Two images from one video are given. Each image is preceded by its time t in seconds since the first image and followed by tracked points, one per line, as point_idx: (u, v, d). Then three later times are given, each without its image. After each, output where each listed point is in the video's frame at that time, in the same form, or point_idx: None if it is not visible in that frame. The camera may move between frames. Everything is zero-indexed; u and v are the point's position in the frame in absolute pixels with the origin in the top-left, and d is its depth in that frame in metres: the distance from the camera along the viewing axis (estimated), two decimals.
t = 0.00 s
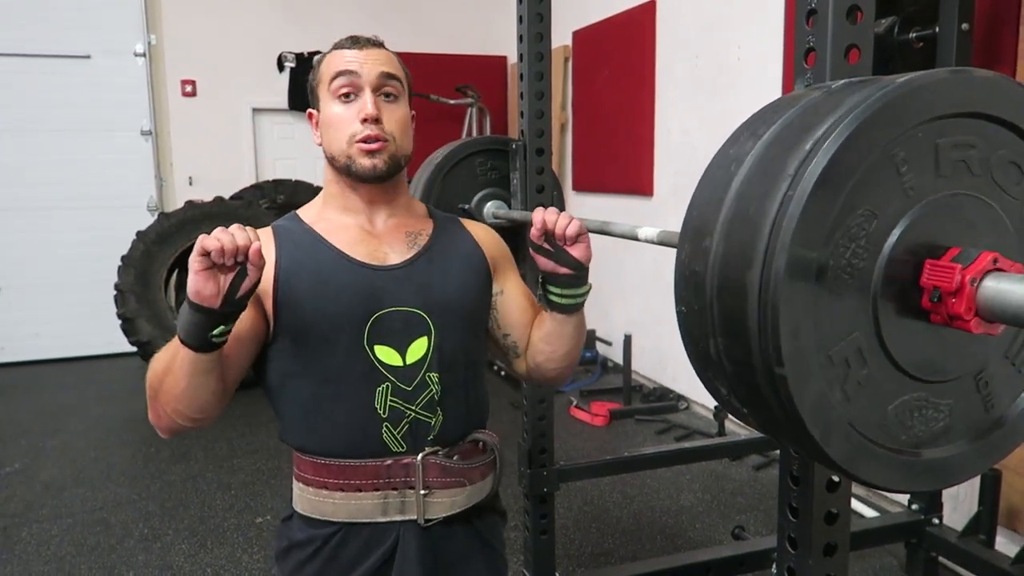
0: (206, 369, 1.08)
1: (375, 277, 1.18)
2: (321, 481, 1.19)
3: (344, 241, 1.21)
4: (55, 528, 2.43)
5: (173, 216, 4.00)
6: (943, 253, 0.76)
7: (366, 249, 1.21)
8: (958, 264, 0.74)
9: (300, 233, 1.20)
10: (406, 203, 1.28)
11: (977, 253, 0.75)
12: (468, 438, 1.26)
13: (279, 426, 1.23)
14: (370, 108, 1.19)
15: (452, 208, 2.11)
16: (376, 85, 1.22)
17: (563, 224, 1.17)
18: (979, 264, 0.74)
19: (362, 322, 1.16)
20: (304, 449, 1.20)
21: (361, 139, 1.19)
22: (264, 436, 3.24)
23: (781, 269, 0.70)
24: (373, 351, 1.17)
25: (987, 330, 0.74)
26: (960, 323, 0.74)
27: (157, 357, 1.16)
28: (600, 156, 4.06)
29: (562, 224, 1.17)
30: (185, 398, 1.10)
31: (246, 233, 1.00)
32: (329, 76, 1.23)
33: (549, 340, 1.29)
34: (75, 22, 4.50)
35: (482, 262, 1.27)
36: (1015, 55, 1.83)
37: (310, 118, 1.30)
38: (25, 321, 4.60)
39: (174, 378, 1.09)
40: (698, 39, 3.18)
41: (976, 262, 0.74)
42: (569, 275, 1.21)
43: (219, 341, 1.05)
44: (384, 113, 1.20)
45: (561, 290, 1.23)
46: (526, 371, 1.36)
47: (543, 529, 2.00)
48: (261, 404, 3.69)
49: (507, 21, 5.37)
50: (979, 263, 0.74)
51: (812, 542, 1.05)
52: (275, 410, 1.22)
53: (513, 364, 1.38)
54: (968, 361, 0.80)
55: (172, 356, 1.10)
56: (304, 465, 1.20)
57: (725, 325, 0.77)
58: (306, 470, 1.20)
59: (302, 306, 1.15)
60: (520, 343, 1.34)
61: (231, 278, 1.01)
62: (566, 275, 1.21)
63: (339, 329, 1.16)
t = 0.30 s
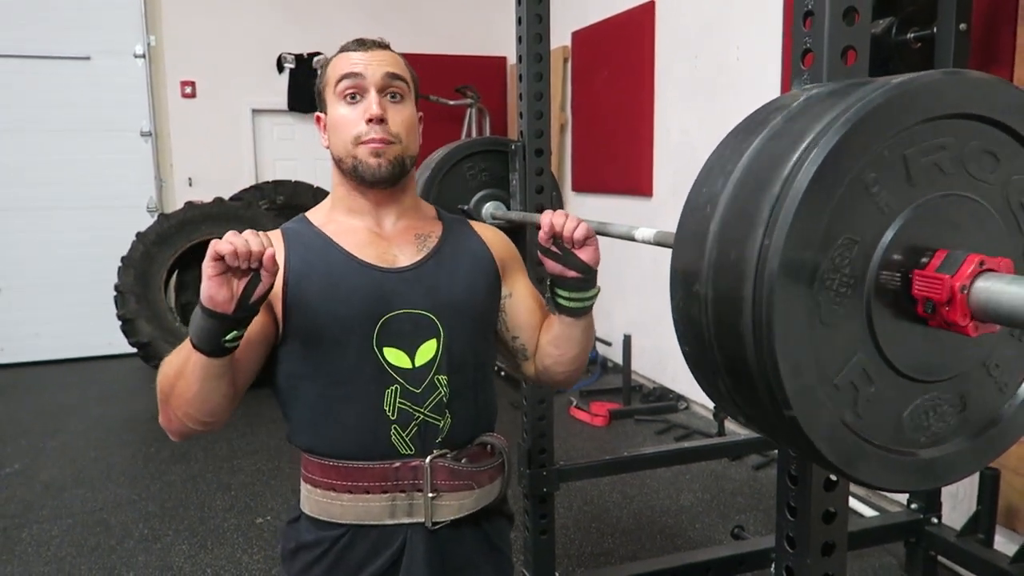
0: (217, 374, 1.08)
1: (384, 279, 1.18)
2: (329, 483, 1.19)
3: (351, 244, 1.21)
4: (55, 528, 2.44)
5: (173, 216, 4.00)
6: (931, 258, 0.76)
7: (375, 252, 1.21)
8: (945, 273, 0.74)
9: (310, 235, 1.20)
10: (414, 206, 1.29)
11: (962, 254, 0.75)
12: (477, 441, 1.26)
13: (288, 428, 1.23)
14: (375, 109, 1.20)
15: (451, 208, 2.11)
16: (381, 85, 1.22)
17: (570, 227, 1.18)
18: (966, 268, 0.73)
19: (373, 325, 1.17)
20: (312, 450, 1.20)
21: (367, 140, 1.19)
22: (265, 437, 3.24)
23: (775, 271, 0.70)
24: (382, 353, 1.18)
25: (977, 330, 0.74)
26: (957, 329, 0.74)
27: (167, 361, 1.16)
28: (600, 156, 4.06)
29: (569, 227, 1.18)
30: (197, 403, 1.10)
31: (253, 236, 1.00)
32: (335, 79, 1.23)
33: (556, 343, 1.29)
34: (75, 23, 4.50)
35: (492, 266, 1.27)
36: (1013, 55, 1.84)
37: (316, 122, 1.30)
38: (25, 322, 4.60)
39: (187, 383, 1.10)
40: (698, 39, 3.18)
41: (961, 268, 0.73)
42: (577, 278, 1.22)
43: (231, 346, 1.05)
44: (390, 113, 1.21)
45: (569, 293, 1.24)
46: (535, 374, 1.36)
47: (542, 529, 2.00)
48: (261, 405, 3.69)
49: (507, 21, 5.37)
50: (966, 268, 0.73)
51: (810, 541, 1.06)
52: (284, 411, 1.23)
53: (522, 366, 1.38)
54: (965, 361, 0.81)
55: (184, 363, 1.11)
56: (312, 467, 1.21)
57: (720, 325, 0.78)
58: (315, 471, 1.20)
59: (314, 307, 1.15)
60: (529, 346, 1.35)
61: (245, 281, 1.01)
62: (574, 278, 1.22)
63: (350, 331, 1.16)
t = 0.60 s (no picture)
0: (236, 377, 1.09)
1: (386, 281, 1.18)
2: (339, 485, 1.18)
3: (357, 246, 1.21)
4: (54, 530, 2.43)
5: (171, 218, 4.01)
6: (918, 263, 0.76)
7: (377, 253, 1.21)
8: (933, 283, 0.73)
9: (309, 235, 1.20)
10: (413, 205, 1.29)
11: (949, 257, 0.75)
12: (482, 438, 1.27)
13: (291, 431, 1.23)
14: (403, 113, 1.20)
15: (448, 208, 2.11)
16: (406, 90, 1.24)
17: (584, 228, 1.19)
18: (955, 275, 0.73)
19: (378, 328, 1.17)
20: (320, 452, 1.19)
21: (396, 143, 1.19)
22: (264, 438, 3.25)
23: (769, 271, 0.70)
24: (389, 355, 1.17)
25: (972, 329, 0.74)
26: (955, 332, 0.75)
27: (173, 363, 1.13)
28: (598, 156, 4.06)
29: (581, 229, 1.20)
30: (212, 406, 1.11)
31: (327, 274, 0.97)
32: (356, 79, 1.22)
33: (556, 335, 1.30)
34: (73, 26, 4.50)
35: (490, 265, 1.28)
36: (1010, 55, 1.84)
37: (320, 121, 1.28)
38: (24, 324, 4.60)
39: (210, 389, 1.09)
40: (697, 39, 3.18)
41: (950, 275, 0.73)
42: (586, 280, 1.25)
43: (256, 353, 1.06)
44: (416, 119, 1.22)
45: (574, 294, 1.26)
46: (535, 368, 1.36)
47: (542, 529, 2.00)
48: (262, 406, 3.69)
49: (506, 22, 5.38)
50: (955, 275, 0.73)
51: (808, 541, 1.06)
52: (285, 411, 1.23)
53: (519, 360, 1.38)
54: (959, 360, 0.81)
55: (201, 374, 1.09)
56: (320, 469, 1.20)
57: (715, 325, 0.78)
58: (322, 474, 1.19)
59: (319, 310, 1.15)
60: (527, 340, 1.35)
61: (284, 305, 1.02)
62: (582, 281, 1.25)
63: (354, 333, 1.16)
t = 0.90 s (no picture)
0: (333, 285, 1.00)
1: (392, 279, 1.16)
2: (361, 484, 1.16)
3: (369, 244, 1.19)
4: (51, 533, 2.43)
5: (168, 220, 4.01)
6: (905, 273, 0.76)
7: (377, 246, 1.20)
8: (924, 295, 0.74)
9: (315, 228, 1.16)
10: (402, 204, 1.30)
11: (936, 263, 0.75)
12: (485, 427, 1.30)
13: (293, 437, 1.20)
14: (407, 113, 1.21)
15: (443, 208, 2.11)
16: (407, 92, 1.24)
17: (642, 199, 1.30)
18: (945, 286, 0.73)
19: (401, 327, 1.17)
20: (335, 454, 1.17)
21: (400, 146, 1.21)
22: (262, 439, 3.24)
23: (762, 272, 0.70)
24: (412, 354, 1.18)
25: (967, 329, 0.75)
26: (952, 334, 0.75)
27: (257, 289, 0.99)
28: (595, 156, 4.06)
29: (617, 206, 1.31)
30: (306, 328, 0.99)
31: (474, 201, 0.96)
32: (359, 80, 1.20)
33: (552, 291, 1.45)
34: (69, 27, 4.49)
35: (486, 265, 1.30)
36: (1005, 54, 1.84)
37: (313, 118, 1.25)
38: (19, 325, 4.58)
39: (317, 282, 0.97)
40: (694, 40, 3.19)
41: (941, 285, 0.74)
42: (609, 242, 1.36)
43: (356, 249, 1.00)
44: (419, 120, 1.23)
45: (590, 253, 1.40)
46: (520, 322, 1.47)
47: (539, 530, 2.00)
48: (260, 407, 3.69)
49: (503, 23, 5.38)
50: (944, 286, 0.73)
51: (805, 541, 1.06)
52: (287, 418, 1.19)
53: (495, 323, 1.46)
54: (955, 360, 0.81)
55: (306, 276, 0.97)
56: (337, 472, 1.17)
57: (709, 334, 0.78)
58: (339, 475, 1.17)
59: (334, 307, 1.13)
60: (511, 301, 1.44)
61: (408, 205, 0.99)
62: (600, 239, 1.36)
63: (365, 335, 1.14)
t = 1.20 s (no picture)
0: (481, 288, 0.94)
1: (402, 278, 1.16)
2: (386, 485, 1.16)
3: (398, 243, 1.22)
4: (46, 533, 2.42)
5: (164, 220, 4.01)
6: (896, 282, 0.76)
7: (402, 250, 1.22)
8: (918, 307, 0.74)
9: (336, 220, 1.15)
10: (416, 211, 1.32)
11: (925, 272, 0.74)
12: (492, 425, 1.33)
13: (311, 436, 1.19)
14: (419, 107, 1.19)
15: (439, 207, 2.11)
16: (419, 86, 1.22)
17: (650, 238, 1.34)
18: (936, 295, 0.73)
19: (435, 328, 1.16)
20: (358, 456, 1.16)
21: (414, 139, 1.18)
22: (258, 440, 3.24)
23: (753, 273, 0.71)
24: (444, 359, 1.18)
25: (963, 331, 0.75)
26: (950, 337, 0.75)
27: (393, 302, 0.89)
28: (593, 157, 4.06)
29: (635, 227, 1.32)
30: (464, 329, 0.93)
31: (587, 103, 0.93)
32: (370, 75, 1.20)
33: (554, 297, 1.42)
34: (65, 26, 4.48)
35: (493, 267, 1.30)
36: (1001, 55, 1.84)
37: (328, 116, 1.25)
38: (14, 325, 4.57)
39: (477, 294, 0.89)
40: (691, 41, 3.19)
41: (933, 296, 0.73)
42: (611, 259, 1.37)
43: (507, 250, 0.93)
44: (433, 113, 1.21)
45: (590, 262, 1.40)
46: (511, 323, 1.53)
47: (535, 530, 2.00)
48: (258, 407, 3.69)
49: (500, 23, 5.38)
50: (936, 295, 0.73)
51: (801, 542, 1.06)
52: (310, 421, 1.18)
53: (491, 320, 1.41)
54: (961, 350, 0.81)
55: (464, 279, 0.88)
56: (361, 474, 1.16)
57: (713, 376, 0.79)
58: (361, 477, 1.16)
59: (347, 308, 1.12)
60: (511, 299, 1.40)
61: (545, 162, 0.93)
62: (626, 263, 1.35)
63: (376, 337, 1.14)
